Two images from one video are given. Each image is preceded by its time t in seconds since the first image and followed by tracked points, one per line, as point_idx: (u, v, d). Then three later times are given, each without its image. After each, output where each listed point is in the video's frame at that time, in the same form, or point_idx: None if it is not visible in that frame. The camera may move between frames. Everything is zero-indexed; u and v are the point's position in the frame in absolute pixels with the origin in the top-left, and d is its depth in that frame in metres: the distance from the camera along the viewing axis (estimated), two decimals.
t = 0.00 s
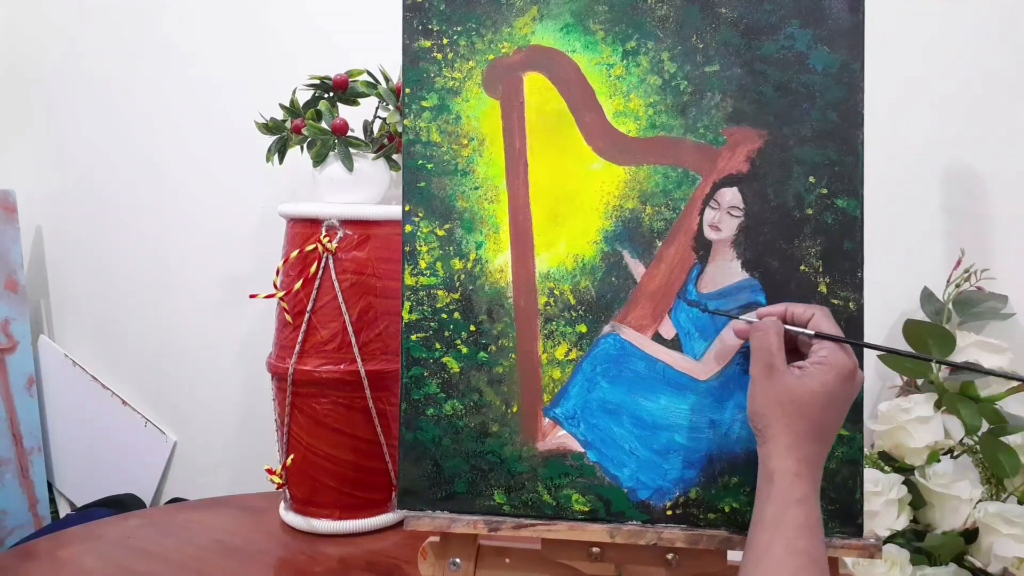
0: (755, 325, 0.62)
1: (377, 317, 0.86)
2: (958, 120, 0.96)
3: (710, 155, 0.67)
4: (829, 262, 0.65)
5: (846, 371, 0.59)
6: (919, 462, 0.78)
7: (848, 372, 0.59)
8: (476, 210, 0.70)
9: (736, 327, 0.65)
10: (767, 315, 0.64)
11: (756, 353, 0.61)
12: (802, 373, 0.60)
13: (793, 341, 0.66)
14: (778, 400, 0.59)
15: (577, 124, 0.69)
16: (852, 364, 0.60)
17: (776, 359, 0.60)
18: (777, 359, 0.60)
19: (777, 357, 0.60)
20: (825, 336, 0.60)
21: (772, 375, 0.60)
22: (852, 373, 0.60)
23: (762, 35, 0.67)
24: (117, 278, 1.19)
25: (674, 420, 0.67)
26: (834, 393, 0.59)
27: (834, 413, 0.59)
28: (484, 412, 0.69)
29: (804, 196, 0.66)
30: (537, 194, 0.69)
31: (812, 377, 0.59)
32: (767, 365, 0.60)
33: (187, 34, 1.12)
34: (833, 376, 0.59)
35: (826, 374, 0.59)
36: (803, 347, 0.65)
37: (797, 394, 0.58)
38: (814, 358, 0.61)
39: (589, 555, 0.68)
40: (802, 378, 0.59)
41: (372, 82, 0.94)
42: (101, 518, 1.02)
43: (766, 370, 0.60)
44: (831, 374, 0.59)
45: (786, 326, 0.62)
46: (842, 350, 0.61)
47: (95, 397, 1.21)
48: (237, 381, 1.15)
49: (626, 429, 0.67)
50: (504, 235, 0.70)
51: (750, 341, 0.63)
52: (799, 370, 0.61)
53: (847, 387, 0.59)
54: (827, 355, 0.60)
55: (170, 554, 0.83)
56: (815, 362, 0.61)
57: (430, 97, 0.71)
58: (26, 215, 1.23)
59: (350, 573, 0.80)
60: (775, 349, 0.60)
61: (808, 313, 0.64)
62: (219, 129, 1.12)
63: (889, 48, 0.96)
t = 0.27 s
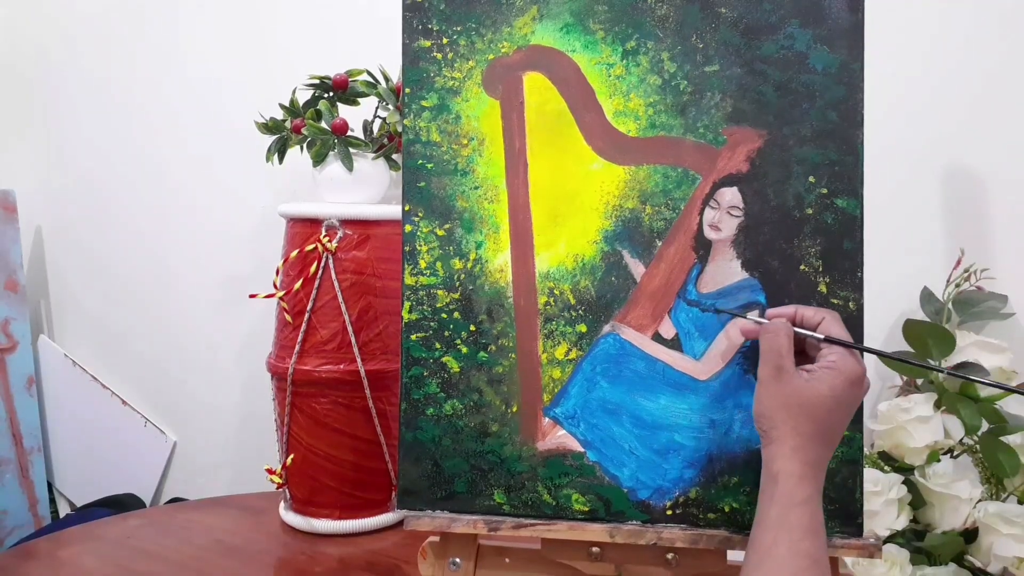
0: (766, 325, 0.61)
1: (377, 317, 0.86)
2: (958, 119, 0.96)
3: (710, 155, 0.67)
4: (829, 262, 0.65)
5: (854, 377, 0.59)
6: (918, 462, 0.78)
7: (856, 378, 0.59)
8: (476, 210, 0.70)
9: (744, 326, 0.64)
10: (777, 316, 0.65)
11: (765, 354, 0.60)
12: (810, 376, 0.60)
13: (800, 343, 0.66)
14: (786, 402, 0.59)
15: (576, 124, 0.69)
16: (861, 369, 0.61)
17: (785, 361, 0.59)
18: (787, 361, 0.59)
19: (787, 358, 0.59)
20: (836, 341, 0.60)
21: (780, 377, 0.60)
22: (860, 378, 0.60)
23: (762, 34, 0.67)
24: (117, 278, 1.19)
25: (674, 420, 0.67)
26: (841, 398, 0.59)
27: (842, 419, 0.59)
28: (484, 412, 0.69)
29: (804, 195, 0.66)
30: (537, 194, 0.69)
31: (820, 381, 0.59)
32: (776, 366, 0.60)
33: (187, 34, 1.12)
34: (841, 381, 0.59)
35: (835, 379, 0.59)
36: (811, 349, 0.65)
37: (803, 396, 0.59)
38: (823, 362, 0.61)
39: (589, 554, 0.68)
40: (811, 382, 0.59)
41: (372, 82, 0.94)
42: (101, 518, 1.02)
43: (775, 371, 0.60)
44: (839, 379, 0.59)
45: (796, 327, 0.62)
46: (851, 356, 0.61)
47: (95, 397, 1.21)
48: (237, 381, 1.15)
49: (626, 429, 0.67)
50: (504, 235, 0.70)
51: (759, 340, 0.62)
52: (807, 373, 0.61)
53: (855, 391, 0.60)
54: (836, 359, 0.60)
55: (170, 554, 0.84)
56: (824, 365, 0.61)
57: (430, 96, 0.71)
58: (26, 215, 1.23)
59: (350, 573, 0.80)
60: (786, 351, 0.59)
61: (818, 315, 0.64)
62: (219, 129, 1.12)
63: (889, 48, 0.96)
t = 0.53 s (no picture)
0: (765, 324, 0.62)
1: (377, 317, 0.86)
2: (958, 119, 0.96)
3: (710, 155, 0.67)
4: (829, 262, 0.65)
5: (855, 373, 0.60)
6: (918, 462, 0.78)
7: (856, 374, 0.60)
8: (476, 210, 0.70)
9: (745, 323, 0.65)
10: (776, 312, 0.64)
11: (765, 353, 0.61)
12: (811, 374, 0.60)
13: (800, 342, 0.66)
14: (787, 400, 0.59)
15: (576, 124, 0.69)
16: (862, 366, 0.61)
17: (785, 359, 0.60)
18: (787, 358, 0.60)
19: (787, 356, 0.60)
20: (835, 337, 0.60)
21: (781, 374, 0.60)
22: (860, 375, 0.60)
23: (762, 34, 0.67)
24: (117, 279, 1.19)
25: (674, 420, 0.67)
26: (843, 394, 0.59)
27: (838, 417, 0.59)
28: (484, 412, 0.69)
29: (804, 196, 0.66)
30: (537, 194, 0.69)
31: (821, 377, 0.59)
32: (776, 364, 0.60)
33: (187, 34, 1.12)
34: (842, 377, 0.59)
35: (835, 375, 0.59)
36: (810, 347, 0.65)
37: (801, 394, 0.59)
38: (824, 359, 0.61)
39: (589, 555, 0.68)
40: (811, 379, 0.59)
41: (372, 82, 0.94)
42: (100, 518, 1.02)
43: (775, 369, 0.60)
44: (840, 376, 0.59)
45: (795, 325, 0.63)
46: (851, 352, 0.61)
47: (95, 397, 1.21)
48: (237, 382, 1.15)
49: (626, 429, 0.67)
50: (504, 235, 0.70)
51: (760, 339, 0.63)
52: (808, 371, 0.61)
53: (856, 388, 0.60)
54: (836, 356, 0.61)
55: (170, 554, 0.84)
56: (824, 363, 0.61)
57: (430, 96, 0.70)
58: (26, 215, 1.23)
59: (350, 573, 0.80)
60: (785, 348, 0.60)
61: (817, 312, 0.64)
62: (219, 129, 1.12)
63: (889, 48, 0.96)
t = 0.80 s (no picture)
0: (763, 324, 0.63)
1: (377, 318, 0.86)
2: (958, 120, 0.96)
3: (710, 155, 0.67)
4: (829, 262, 0.65)
5: (854, 371, 0.60)
6: (918, 462, 0.78)
7: (856, 373, 0.60)
8: (476, 210, 0.70)
9: (745, 325, 0.65)
10: (776, 313, 0.65)
11: (764, 352, 0.62)
12: (811, 372, 0.61)
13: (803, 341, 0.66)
14: (787, 399, 0.59)
15: (576, 124, 0.69)
16: (861, 363, 0.61)
17: (784, 358, 0.61)
18: (786, 357, 0.61)
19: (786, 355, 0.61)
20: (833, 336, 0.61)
21: (780, 373, 0.61)
22: (860, 373, 0.60)
23: (762, 35, 0.67)
24: (117, 279, 1.19)
25: (674, 420, 0.67)
26: (842, 392, 0.59)
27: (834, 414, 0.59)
28: (484, 412, 0.69)
29: (804, 196, 0.66)
30: (537, 195, 0.69)
31: (820, 375, 0.60)
32: (775, 364, 0.61)
33: (187, 34, 1.12)
34: (841, 375, 0.60)
35: (835, 373, 0.60)
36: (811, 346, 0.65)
37: (802, 392, 0.59)
38: (824, 357, 0.62)
39: (589, 555, 0.68)
40: (811, 377, 0.60)
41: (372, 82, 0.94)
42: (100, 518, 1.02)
43: (774, 368, 0.61)
44: (840, 374, 0.60)
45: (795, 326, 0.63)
46: (850, 351, 0.61)
47: (95, 397, 1.21)
48: (237, 382, 1.15)
49: (626, 429, 0.67)
50: (504, 235, 0.70)
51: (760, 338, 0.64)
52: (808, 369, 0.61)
53: (856, 386, 0.60)
54: (835, 355, 0.61)
55: (170, 554, 0.84)
56: (823, 361, 0.61)
57: (430, 96, 0.71)
58: (26, 215, 1.23)
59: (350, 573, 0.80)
60: (784, 348, 0.61)
61: (818, 311, 0.65)
62: (219, 129, 1.12)
63: (889, 48, 0.96)
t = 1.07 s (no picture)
0: (777, 328, 0.62)
1: (377, 318, 0.86)
2: (959, 120, 0.96)
3: (710, 155, 0.67)
4: (829, 262, 0.65)
5: (866, 378, 0.59)
6: (919, 462, 0.78)
7: (867, 379, 0.59)
8: (477, 210, 0.70)
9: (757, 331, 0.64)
10: (788, 317, 0.64)
11: (777, 355, 0.61)
12: (823, 377, 0.60)
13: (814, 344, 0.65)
14: (797, 403, 0.59)
15: (576, 124, 0.69)
16: (874, 370, 0.60)
17: (796, 362, 0.60)
18: (798, 361, 0.60)
19: (798, 359, 0.60)
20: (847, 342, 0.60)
21: (791, 377, 0.60)
22: (871, 380, 0.60)
23: (762, 35, 0.67)
24: (117, 279, 1.19)
25: (674, 420, 0.67)
26: (853, 399, 0.59)
27: (848, 420, 0.59)
28: (484, 412, 0.69)
29: (804, 196, 0.66)
30: (537, 195, 0.69)
31: (832, 381, 0.59)
32: (787, 367, 0.60)
33: (187, 34, 1.12)
34: (852, 382, 0.59)
35: (846, 380, 0.59)
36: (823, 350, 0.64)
37: (811, 397, 0.59)
38: (836, 362, 0.61)
39: (589, 555, 0.68)
40: (822, 383, 0.59)
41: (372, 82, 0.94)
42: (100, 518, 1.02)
43: (786, 372, 0.60)
44: (852, 380, 0.59)
45: (808, 330, 0.63)
46: (864, 357, 0.60)
47: (95, 397, 1.21)
48: (237, 382, 1.15)
49: (626, 429, 0.67)
50: (504, 235, 0.70)
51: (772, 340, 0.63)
52: (819, 373, 0.61)
53: (867, 392, 0.59)
54: (848, 360, 0.60)
55: (170, 554, 0.84)
56: (835, 366, 0.60)
57: (430, 96, 0.71)
58: (26, 215, 1.23)
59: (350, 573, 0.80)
60: (797, 352, 0.60)
61: (831, 316, 0.63)
62: (219, 129, 1.12)
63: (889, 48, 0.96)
